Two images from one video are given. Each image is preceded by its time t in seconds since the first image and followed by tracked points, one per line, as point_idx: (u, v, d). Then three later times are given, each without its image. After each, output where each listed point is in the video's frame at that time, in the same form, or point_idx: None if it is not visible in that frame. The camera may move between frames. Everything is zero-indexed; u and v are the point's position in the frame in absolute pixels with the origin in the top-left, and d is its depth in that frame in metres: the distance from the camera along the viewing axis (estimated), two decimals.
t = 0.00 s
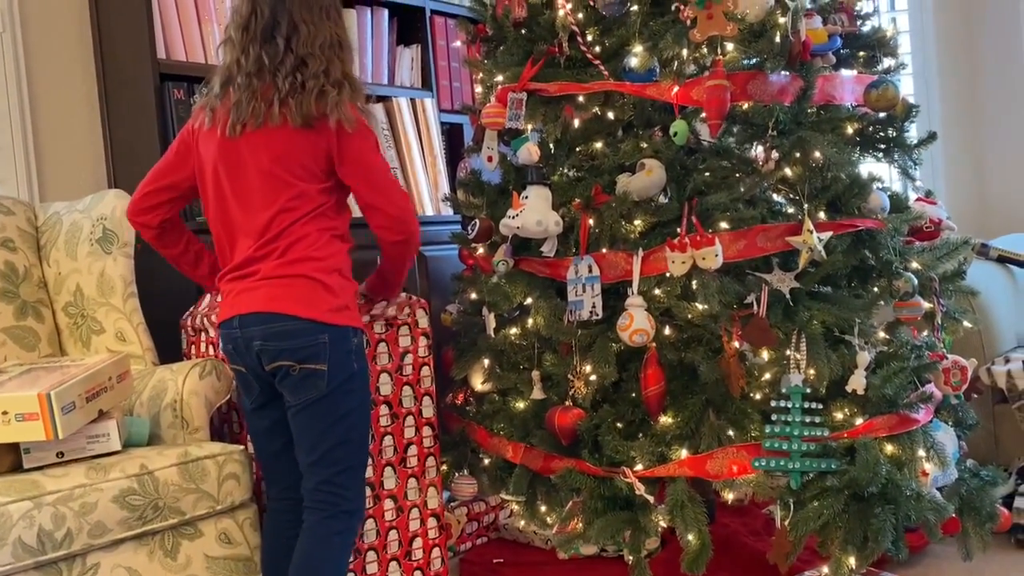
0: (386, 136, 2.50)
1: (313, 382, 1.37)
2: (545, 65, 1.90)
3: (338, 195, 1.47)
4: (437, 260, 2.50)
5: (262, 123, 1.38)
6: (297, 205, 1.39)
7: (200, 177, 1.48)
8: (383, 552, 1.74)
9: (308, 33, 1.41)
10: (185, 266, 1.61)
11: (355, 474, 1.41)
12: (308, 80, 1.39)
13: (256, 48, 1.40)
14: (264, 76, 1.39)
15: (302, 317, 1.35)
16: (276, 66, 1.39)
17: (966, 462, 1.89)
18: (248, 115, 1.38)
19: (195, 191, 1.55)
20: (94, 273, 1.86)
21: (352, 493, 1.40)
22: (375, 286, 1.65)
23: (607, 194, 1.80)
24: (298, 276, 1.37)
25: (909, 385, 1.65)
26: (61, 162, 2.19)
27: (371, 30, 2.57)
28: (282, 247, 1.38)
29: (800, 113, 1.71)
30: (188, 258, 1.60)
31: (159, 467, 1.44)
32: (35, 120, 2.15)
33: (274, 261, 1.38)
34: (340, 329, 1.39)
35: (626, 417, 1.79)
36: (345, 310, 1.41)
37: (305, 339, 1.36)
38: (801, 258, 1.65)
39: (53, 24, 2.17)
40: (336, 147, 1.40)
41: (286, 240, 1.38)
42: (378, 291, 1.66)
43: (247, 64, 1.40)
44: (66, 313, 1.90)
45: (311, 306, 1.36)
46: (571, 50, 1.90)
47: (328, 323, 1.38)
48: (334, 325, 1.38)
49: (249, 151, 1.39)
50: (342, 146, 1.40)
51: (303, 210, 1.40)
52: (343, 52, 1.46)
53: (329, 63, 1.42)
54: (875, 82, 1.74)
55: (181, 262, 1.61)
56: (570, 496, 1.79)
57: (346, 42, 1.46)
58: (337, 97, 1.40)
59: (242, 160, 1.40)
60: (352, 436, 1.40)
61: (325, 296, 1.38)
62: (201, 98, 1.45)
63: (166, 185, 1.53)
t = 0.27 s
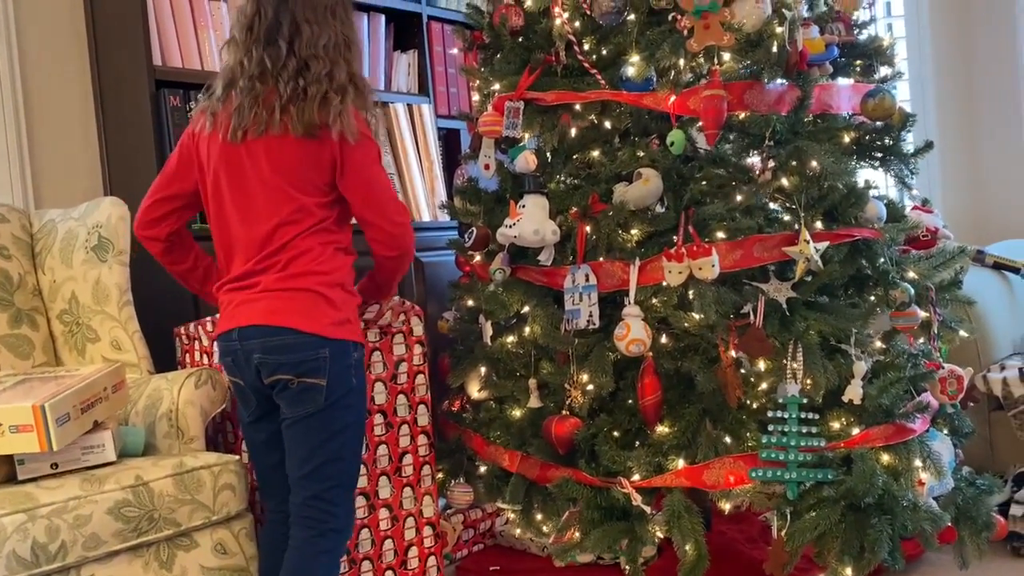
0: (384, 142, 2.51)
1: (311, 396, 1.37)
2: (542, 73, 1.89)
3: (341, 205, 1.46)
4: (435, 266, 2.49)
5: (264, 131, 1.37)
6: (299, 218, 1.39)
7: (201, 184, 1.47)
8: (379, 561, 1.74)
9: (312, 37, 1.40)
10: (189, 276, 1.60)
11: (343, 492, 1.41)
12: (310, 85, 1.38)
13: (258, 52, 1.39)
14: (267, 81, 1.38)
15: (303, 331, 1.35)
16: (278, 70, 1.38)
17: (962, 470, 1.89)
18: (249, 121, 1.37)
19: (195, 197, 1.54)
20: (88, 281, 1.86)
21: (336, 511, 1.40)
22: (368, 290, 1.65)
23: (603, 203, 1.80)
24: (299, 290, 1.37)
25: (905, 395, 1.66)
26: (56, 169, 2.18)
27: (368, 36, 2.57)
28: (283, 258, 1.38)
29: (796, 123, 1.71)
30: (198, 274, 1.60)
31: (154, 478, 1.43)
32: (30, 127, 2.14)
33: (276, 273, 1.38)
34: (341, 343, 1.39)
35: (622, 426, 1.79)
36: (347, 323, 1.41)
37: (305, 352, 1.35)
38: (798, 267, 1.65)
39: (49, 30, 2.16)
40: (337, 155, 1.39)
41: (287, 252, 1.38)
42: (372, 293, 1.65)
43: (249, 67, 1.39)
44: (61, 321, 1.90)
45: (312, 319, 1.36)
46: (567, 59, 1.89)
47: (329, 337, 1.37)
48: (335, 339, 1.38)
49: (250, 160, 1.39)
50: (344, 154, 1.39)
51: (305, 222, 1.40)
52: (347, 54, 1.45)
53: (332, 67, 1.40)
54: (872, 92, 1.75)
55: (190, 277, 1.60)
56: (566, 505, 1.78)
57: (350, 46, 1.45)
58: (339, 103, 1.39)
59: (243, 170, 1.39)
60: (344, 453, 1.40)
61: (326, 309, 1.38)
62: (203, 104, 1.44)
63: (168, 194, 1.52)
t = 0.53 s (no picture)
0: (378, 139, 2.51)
1: (305, 394, 1.37)
2: (536, 70, 1.89)
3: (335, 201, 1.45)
4: (429, 263, 2.52)
5: (258, 125, 1.36)
6: (292, 214, 1.39)
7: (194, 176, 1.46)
8: (372, 558, 1.74)
9: (308, 30, 1.39)
10: (169, 272, 1.58)
11: (339, 490, 1.41)
12: (306, 79, 1.37)
13: (253, 45, 1.37)
14: (262, 74, 1.37)
15: (299, 328, 1.35)
16: (274, 63, 1.37)
17: (955, 466, 1.90)
18: (243, 115, 1.35)
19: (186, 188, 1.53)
20: (81, 278, 1.85)
21: (331, 509, 1.39)
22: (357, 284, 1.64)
23: (598, 200, 1.80)
24: (294, 286, 1.36)
25: (897, 391, 1.65)
26: (49, 166, 2.17)
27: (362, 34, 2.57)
28: (277, 255, 1.37)
29: (790, 120, 1.71)
30: (176, 269, 1.58)
31: (146, 474, 1.43)
32: (22, 124, 2.14)
33: (270, 270, 1.37)
34: (336, 340, 1.38)
35: (616, 422, 1.79)
36: (342, 321, 1.41)
37: (301, 349, 1.35)
38: (791, 264, 1.65)
39: (41, 26, 2.15)
40: (332, 151, 1.38)
41: (281, 249, 1.38)
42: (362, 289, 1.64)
43: (245, 59, 1.37)
44: (53, 318, 1.89)
45: (308, 317, 1.36)
46: (561, 56, 1.89)
47: (324, 335, 1.37)
48: (330, 337, 1.38)
49: (244, 155, 1.38)
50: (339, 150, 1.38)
51: (299, 219, 1.39)
52: (342, 47, 1.44)
53: (328, 60, 1.39)
54: (865, 88, 1.75)
55: (169, 272, 1.58)
56: (560, 501, 1.78)
57: (347, 40, 1.44)
58: (335, 99, 1.37)
59: (237, 165, 1.38)
60: (338, 451, 1.40)
61: (322, 307, 1.38)
62: (197, 96, 1.43)
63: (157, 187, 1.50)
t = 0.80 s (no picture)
0: (372, 138, 2.49)
1: (275, 395, 1.36)
2: (529, 66, 1.89)
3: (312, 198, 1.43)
4: (423, 261, 2.57)
5: (230, 121, 1.36)
6: (264, 212, 1.37)
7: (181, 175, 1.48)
8: (367, 555, 1.73)
9: (285, 23, 1.38)
10: (169, 266, 1.58)
11: (314, 492, 1.40)
12: (278, 72, 1.35)
13: (230, 41, 1.37)
14: (237, 70, 1.37)
15: (266, 329, 1.34)
16: (249, 57, 1.37)
17: (949, 463, 1.90)
18: (216, 112, 1.36)
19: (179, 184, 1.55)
20: (73, 275, 1.84)
21: (305, 512, 1.39)
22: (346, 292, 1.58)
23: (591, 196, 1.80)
24: (263, 287, 1.36)
25: (891, 388, 1.67)
26: (41, 162, 2.16)
27: (356, 30, 2.57)
28: (250, 254, 1.37)
29: (783, 116, 1.71)
30: (174, 262, 1.57)
31: (139, 471, 1.43)
32: (15, 121, 2.13)
33: (244, 270, 1.38)
34: (307, 341, 1.37)
35: (610, 420, 1.79)
36: (314, 320, 1.39)
37: (268, 351, 1.34)
38: (785, 261, 1.65)
39: (34, 22, 2.15)
40: (301, 146, 1.35)
41: (254, 248, 1.37)
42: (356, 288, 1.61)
43: (222, 54, 1.38)
44: (45, 315, 1.88)
45: (276, 318, 1.35)
46: (555, 52, 1.89)
47: (293, 336, 1.35)
48: (299, 337, 1.36)
49: (219, 153, 1.38)
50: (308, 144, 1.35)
51: (271, 216, 1.38)
52: (322, 40, 1.42)
53: (302, 53, 1.38)
54: (859, 84, 1.75)
55: (167, 266, 1.58)
56: (554, 498, 1.78)
57: (327, 32, 1.43)
58: (304, 92, 1.35)
59: (214, 163, 1.39)
60: (311, 454, 1.39)
61: (292, 307, 1.36)
62: (181, 94, 1.44)
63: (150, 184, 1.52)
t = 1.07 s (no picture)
0: (367, 135, 2.50)
1: (252, 396, 1.36)
2: (524, 63, 1.89)
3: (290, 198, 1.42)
4: (417, 260, 2.58)
5: (206, 121, 1.36)
6: (240, 212, 1.37)
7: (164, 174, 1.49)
8: (362, 553, 1.74)
9: (260, 19, 1.37)
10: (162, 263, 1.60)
11: (293, 494, 1.40)
12: (253, 71, 1.35)
13: (209, 39, 1.38)
14: (214, 68, 1.37)
15: (243, 329, 1.34)
16: (225, 55, 1.36)
17: (943, 460, 1.91)
18: (192, 111, 1.36)
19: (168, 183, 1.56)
20: (67, 273, 1.84)
21: (285, 514, 1.39)
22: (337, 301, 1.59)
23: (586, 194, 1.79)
24: (239, 287, 1.36)
25: (886, 386, 1.66)
26: (35, 160, 2.16)
27: (351, 28, 2.57)
28: (228, 253, 1.38)
29: (778, 113, 1.72)
30: (172, 262, 1.59)
31: (133, 470, 1.42)
32: (9, 119, 2.12)
33: (222, 270, 1.38)
34: (283, 341, 1.37)
35: (605, 417, 1.79)
36: (291, 319, 1.38)
37: (244, 350, 1.35)
38: (779, 258, 1.65)
39: (27, 20, 2.14)
40: (275, 145, 1.35)
41: (232, 247, 1.38)
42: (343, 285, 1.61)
43: (199, 53, 1.38)
44: (39, 314, 1.88)
45: (252, 318, 1.35)
46: (550, 49, 1.89)
47: (270, 336, 1.36)
48: (277, 337, 1.36)
49: (197, 152, 1.39)
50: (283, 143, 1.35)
51: (247, 216, 1.38)
52: (301, 36, 1.41)
53: (279, 51, 1.37)
54: (854, 82, 1.75)
55: (166, 266, 1.59)
56: (549, 495, 1.78)
57: (306, 28, 1.42)
58: (279, 90, 1.34)
59: (193, 162, 1.40)
60: (288, 454, 1.39)
61: (268, 306, 1.36)
62: (164, 93, 1.45)
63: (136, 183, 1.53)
